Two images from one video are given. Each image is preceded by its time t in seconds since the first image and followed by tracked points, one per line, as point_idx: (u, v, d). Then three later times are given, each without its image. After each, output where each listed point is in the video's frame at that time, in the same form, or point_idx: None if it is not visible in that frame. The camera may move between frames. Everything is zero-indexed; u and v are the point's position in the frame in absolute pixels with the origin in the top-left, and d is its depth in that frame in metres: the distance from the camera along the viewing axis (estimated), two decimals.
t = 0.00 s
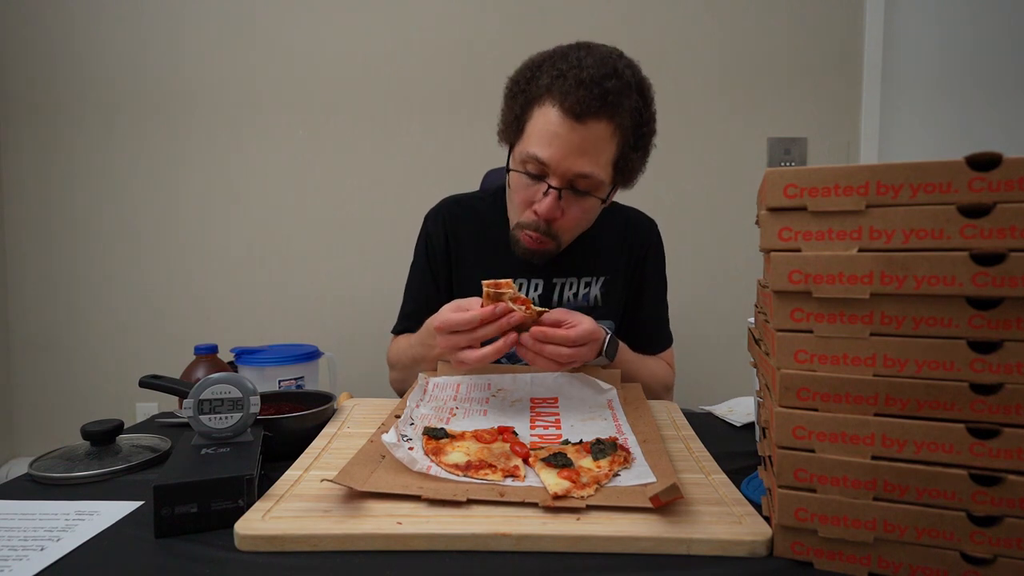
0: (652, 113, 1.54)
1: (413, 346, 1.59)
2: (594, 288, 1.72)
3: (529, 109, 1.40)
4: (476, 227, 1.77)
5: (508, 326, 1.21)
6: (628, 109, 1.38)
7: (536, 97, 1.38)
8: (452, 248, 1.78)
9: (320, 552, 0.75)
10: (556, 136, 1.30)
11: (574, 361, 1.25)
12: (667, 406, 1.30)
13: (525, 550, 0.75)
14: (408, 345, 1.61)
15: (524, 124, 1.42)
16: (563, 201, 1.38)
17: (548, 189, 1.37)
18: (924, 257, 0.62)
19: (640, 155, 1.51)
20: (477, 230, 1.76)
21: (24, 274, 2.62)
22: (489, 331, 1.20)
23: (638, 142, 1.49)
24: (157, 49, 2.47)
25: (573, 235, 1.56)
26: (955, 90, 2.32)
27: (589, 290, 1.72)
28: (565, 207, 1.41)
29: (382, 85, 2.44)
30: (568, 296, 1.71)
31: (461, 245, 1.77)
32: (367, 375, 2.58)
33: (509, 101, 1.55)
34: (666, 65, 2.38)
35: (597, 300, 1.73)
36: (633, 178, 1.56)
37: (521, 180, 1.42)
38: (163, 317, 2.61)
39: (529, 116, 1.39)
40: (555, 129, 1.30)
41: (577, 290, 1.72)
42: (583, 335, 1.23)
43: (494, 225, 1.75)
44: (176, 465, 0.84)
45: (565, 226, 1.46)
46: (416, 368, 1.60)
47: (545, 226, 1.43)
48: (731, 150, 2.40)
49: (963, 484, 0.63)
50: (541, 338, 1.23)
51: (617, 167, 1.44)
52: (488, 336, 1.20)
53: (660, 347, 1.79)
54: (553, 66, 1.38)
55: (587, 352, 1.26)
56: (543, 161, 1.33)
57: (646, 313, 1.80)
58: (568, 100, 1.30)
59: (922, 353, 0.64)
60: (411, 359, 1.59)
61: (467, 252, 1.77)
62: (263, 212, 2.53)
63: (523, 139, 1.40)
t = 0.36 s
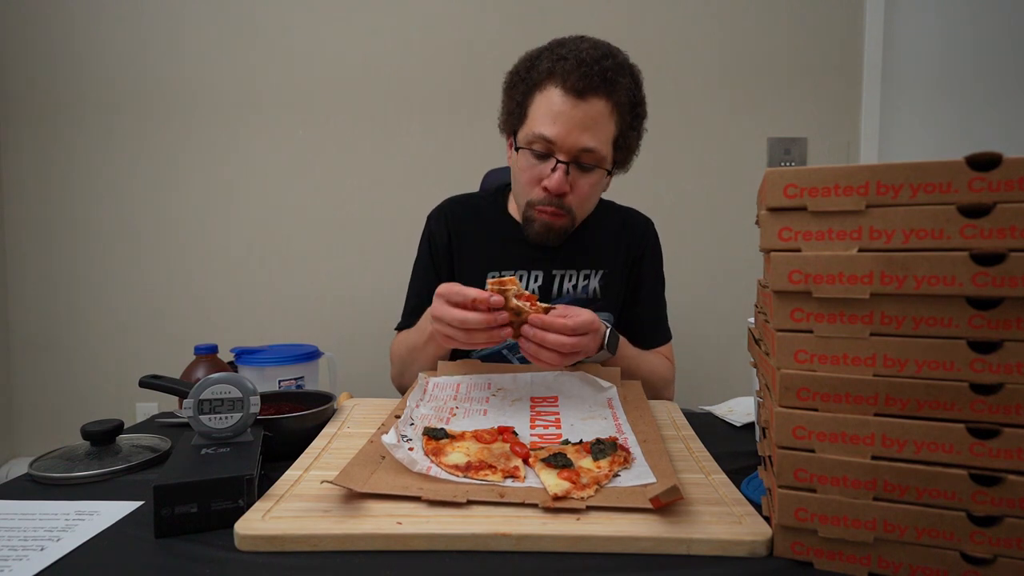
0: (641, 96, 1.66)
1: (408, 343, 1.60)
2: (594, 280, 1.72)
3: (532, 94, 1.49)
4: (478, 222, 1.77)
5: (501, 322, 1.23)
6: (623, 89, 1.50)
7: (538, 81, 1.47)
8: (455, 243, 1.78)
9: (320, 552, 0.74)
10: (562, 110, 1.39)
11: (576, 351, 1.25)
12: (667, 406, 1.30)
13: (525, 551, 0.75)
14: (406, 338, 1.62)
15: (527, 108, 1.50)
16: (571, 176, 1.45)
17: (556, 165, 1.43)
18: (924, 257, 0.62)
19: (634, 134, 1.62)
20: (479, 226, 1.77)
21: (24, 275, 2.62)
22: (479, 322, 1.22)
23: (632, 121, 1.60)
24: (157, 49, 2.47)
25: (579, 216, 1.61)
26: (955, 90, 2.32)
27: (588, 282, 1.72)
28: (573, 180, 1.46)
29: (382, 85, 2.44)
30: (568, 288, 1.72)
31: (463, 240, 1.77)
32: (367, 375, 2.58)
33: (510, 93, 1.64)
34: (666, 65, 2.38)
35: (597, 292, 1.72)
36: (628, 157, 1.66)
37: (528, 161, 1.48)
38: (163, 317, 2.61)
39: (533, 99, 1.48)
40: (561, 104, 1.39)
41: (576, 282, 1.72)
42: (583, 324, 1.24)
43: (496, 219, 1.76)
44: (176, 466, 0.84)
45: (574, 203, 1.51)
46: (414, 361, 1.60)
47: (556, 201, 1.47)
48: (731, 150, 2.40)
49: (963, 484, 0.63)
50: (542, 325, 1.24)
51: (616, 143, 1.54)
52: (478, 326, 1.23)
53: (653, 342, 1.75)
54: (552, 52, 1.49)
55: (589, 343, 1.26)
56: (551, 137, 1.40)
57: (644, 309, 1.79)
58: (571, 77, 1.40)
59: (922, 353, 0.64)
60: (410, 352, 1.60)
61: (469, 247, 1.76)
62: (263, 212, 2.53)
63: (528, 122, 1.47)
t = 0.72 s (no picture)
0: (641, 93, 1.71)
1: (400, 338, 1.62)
2: (594, 276, 1.73)
3: (535, 86, 1.52)
4: (484, 220, 1.78)
5: (494, 320, 1.23)
6: (623, 82, 1.54)
7: (541, 73, 1.51)
8: (460, 239, 1.78)
9: (320, 552, 0.74)
10: (566, 97, 1.42)
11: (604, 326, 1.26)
12: (667, 406, 1.30)
13: (525, 551, 0.75)
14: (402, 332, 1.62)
15: (531, 101, 1.53)
16: (575, 162, 1.46)
17: (560, 151, 1.45)
18: (924, 257, 0.62)
19: (633, 128, 1.66)
20: (484, 223, 1.77)
21: (24, 275, 2.62)
22: (475, 314, 1.23)
23: (631, 115, 1.64)
24: (157, 47, 2.47)
25: (583, 207, 1.61)
26: (954, 90, 2.32)
27: (589, 278, 1.72)
28: (577, 165, 1.47)
29: (382, 85, 2.44)
30: (569, 282, 1.71)
31: (470, 238, 1.77)
32: (367, 375, 2.58)
33: (513, 91, 1.68)
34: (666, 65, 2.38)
35: (597, 287, 1.72)
36: (628, 151, 1.69)
37: (532, 150, 1.49)
38: (163, 317, 2.61)
39: (536, 90, 1.51)
40: (565, 91, 1.43)
41: (577, 277, 1.72)
42: (599, 297, 1.26)
43: (502, 217, 1.76)
44: (176, 466, 0.84)
45: (579, 191, 1.52)
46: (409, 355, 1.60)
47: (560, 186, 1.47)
48: (731, 151, 2.40)
49: (963, 484, 0.63)
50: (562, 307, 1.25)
51: (617, 135, 1.57)
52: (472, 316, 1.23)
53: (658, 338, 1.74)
54: (554, 48, 1.54)
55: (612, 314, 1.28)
56: (555, 124, 1.42)
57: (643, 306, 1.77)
58: (574, 66, 1.44)
59: (922, 353, 0.64)
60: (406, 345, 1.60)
61: (475, 245, 1.76)
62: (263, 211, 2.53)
63: (532, 113, 1.50)
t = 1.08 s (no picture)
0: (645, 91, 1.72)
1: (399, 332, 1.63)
2: (597, 279, 1.72)
3: (541, 83, 1.53)
4: (489, 220, 1.78)
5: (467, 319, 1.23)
6: (627, 79, 1.56)
7: (546, 70, 1.52)
8: (465, 239, 1.78)
9: (320, 552, 0.74)
10: (572, 94, 1.43)
11: (670, 357, 1.21)
12: (668, 407, 1.29)
13: (525, 551, 0.75)
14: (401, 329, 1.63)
15: (536, 98, 1.54)
16: (580, 158, 1.47)
17: (566, 147, 1.46)
18: (924, 257, 0.62)
19: (637, 126, 1.67)
20: (488, 223, 1.77)
21: (24, 275, 2.62)
22: (453, 309, 1.23)
23: (636, 114, 1.65)
24: (157, 47, 2.47)
25: (588, 204, 1.62)
26: (954, 90, 2.32)
27: (591, 280, 1.72)
28: (583, 162, 1.48)
29: (382, 85, 2.44)
30: (571, 284, 1.71)
31: (474, 238, 1.77)
32: (368, 376, 2.58)
33: (517, 90, 1.69)
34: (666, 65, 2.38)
35: (599, 290, 1.72)
36: (632, 149, 1.70)
37: (537, 146, 1.50)
38: (163, 317, 2.61)
39: (542, 87, 1.52)
40: (571, 88, 1.44)
41: (580, 279, 1.71)
42: (655, 328, 1.24)
43: (507, 219, 1.76)
44: (176, 466, 0.84)
45: (584, 187, 1.52)
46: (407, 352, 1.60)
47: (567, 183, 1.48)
48: (731, 151, 2.40)
49: (963, 484, 0.63)
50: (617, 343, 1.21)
51: (621, 132, 1.58)
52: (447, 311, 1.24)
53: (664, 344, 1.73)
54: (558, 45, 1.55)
55: (674, 343, 1.24)
56: (561, 120, 1.43)
57: (646, 311, 1.77)
58: (580, 63, 1.45)
59: (922, 353, 0.64)
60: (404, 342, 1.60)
61: (479, 245, 1.76)
62: (263, 211, 2.53)
63: (537, 110, 1.51)
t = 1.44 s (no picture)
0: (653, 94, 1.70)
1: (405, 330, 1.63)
2: (601, 280, 1.72)
3: (548, 87, 1.52)
4: (490, 221, 1.78)
5: (470, 286, 1.26)
6: (636, 84, 1.55)
7: (554, 74, 1.51)
8: (467, 240, 1.78)
9: (320, 552, 0.74)
10: (579, 101, 1.43)
11: (682, 366, 1.21)
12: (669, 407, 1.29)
13: (525, 551, 0.75)
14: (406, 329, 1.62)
15: (543, 102, 1.53)
16: (584, 167, 1.47)
17: (570, 155, 1.46)
18: (924, 257, 0.62)
19: (644, 131, 1.66)
20: (490, 224, 1.77)
21: (24, 275, 2.62)
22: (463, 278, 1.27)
23: (643, 119, 1.64)
24: (156, 46, 2.47)
25: (591, 209, 1.63)
26: (954, 90, 2.32)
27: (596, 281, 1.71)
28: (588, 170, 1.48)
29: (382, 85, 2.44)
30: (576, 286, 1.71)
31: (475, 239, 1.77)
32: (368, 376, 2.58)
33: (525, 89, 1.68)
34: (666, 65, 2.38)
35: (604, 291, 1.72)
36: (639, 153, 1.70)
37: (542, 152, 1.50)
38: (163, 317, 2.61)
39: (549, 92, 1.51)
40: (578, 95, 1.43)
41: (584, 281, 1.71)
42: (667, 337, 1.24)
43: (509, 221, 1.76)
44: (176, 466, 0.84)
45: (587, 194, 1.53)
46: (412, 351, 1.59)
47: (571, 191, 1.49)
48: (731, 151, 2.40)
49: (963, 484, 0.63)
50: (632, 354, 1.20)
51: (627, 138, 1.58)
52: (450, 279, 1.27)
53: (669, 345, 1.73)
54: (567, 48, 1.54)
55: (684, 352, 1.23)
56: (566, 128, 1.43)
57: (650, 312, 1.77)
58: (588, 70, 1.44)
59: (922, 353, 0.64)
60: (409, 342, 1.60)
61: (480, 246, 1.76)
62: (263, 211, 2.53)
63: (543, 115, 1.51)
